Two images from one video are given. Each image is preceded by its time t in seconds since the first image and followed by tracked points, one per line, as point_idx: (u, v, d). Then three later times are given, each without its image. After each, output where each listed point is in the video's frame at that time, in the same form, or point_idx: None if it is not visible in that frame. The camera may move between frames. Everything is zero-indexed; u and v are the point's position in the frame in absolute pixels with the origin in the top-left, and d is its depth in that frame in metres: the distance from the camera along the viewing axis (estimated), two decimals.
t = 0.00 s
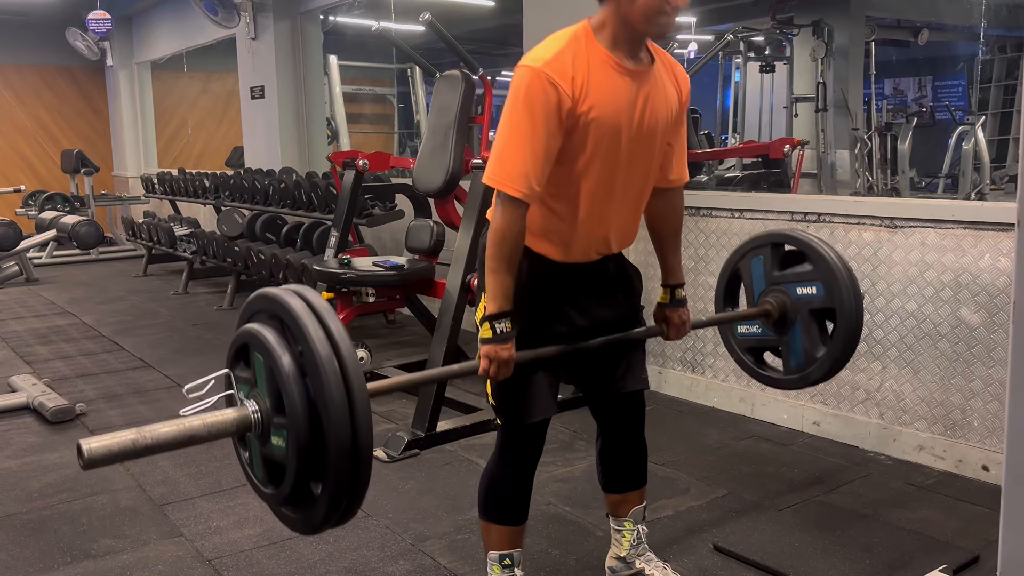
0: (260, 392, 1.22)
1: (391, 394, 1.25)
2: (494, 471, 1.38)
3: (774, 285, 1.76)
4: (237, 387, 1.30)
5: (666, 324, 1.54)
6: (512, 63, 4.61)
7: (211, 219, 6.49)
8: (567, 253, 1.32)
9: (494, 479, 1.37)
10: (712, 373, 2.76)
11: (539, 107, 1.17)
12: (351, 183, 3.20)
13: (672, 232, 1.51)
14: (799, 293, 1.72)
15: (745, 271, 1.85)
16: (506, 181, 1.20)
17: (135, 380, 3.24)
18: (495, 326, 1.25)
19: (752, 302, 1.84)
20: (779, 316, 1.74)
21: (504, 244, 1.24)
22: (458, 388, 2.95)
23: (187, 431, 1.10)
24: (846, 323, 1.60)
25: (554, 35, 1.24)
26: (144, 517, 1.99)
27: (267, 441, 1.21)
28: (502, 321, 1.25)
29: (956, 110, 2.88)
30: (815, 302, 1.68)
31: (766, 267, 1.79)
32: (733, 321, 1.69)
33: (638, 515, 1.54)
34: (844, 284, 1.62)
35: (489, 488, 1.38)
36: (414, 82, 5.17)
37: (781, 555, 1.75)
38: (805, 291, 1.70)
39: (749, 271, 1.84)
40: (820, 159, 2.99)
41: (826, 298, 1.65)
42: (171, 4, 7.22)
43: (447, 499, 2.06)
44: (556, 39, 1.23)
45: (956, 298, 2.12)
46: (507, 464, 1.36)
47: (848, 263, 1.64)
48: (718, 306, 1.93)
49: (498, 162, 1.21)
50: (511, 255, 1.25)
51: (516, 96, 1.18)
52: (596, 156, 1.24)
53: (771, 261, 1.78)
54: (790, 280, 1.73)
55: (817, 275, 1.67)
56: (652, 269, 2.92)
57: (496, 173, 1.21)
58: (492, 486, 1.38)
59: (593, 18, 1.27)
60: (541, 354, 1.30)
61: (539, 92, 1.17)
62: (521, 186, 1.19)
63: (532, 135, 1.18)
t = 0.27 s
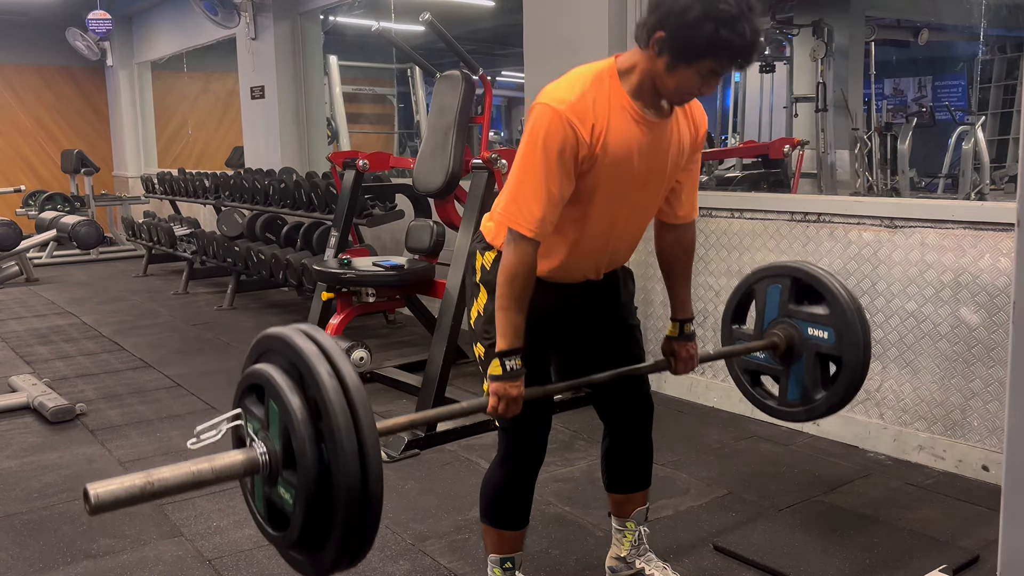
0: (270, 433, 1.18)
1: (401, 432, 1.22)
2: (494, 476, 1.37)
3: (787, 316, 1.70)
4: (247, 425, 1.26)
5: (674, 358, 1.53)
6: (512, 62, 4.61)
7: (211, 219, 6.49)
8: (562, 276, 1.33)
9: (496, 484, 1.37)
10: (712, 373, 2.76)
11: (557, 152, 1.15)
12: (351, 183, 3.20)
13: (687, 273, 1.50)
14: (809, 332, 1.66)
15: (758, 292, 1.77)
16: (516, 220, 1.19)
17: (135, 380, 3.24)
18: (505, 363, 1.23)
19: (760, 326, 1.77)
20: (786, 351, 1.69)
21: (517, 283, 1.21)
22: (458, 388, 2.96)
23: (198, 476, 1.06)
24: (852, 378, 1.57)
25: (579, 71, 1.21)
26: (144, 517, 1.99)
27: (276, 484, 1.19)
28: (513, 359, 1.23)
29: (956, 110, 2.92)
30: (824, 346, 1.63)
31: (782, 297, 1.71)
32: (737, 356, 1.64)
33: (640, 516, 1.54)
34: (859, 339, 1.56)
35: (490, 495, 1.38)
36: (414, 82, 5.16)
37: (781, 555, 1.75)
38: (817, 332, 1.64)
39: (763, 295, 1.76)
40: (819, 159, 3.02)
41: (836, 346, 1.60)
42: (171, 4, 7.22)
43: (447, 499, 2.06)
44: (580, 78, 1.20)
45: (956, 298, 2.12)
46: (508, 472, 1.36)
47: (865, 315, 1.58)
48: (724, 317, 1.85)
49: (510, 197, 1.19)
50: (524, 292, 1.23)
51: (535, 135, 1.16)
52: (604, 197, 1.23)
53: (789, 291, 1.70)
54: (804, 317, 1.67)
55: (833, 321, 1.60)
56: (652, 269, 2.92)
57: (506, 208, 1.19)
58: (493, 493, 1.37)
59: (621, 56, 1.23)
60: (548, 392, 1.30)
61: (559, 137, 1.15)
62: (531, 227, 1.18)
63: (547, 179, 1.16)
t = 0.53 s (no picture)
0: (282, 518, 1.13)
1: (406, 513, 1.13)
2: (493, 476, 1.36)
3: (797, 371, 1.61)
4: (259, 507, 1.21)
5: (682, 421, 1.47)
6: (512, 62, 4.61)
7: (211, 219, 6.49)
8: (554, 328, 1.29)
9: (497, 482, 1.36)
10: (712, 373, 2.76)
11: (568, 232, 1.08)
12: (351, 183, 3.20)
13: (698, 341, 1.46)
14: (818, 392, 1.57)
15: (770, 341, 1.68)
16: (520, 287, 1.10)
17: (135, 380, 3.24)
18: (515, 434, 1.17)
19: (768, 376, 1.68)
20: (792, 407, 1.60)
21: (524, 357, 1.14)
22: (458, 388, 2.96)
23: (207, 564, 1.00)
24: (855, 445, 1.48)
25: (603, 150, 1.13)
26: (144, 517, 1.99)
27: (292, 570, 1.13)
28: (522, 431, 1.17)
29: (956, 109, 2.96)
30: (832, 409, 1.54)
31: (794, 351, 1.62)
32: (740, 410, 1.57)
33: (641, 516, 1.54)
34: (868, 409, 1.47)
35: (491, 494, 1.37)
36: (414, 82, 5.15)
37: (781, 555, 1.75)
38: (825, 394, 1.55)
39: (775, 346, 1.67)
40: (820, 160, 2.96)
41: (843, 411, 1.51)
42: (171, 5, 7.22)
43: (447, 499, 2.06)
44: (604, 156, 1.12)
45: (956, 298, 2.12)
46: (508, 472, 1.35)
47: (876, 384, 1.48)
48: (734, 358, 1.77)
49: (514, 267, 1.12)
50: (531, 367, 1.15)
51: (550, 209, 1.08)
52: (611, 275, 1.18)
53: (802, 347, 1.60)
54: (816, 375, 1.57)
55: (843, 386, 1.51)
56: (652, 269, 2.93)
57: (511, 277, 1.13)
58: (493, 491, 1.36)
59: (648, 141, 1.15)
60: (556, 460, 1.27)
61: (576, 216, 1.08)
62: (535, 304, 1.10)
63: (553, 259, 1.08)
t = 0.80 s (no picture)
0: None
1: None
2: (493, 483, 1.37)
3: (807, 431, 1.76)
4: None
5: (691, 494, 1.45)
6: (512, 62, 4.62)
7: (211, 219, 6.49)
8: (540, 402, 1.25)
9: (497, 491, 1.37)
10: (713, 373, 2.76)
11: (569, 368, 1.03)
12: (351, 183, 3.20)
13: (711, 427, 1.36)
14: (829, 454, 1.72)
15: (784, 397, 1.83)
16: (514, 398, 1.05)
17: (135, 380, 3.24)
18: (516, 532, 1.13)
19: (780, 431, 1.83)
20: (803, 465, 1.74)
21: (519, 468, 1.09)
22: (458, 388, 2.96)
23: None
24: (863, 510, 1.66)
25: (625, 284, 1.07)
26: (144, 517, 1.99)
27: None
28: (524, 527, 1.13)
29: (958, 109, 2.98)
30: (841, 471, 1.70)
31: (807, 411, 1.77)
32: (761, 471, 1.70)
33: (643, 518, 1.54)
34: (879, 476, 1.63)
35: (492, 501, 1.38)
36: (414, 82, 5.16)
37: (781, 555, 1.75)
38: (836, 457, 1.71)
39: (789, 403, 1.81)
40: (820, 160, 3.03)
41: (853, 477, 1.67)
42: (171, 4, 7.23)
43: (447, 499, 2.06)
44: (622, 294, 1.06)
45: (956, 298, 2.12)
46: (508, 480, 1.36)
47: (887, 451, 1.64)
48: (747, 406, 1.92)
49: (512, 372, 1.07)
50: (528, 477, 1.11)
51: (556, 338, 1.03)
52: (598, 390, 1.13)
53: (816, 409, 1.75)
54: (826, 437, 1.72)
55: (855, 453, 1.67)
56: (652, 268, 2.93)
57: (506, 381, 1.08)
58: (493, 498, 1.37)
59: (670, 290, 1.09)
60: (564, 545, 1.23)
61: (581, 348, 1.02)
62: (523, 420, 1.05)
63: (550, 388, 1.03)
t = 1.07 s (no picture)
0: None
1: None
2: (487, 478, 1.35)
3: (822, 444, 1.74)
4: None
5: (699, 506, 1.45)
6: (512, 62, 4.61)
7: (211, 219, 6.49)
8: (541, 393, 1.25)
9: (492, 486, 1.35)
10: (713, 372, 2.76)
11: (560, 344, 1.03)
12: (351, 183, 3.20)
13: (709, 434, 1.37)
14: (840, 471, 1.71)
15: (804, 405, 1.80)
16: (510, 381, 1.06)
17: (135, 380, 3.24)
18: (521, 527, 1.12)
19: (795, 438, 1.81)
20: (813, 477, 1.75)
21: (522, 455, 1.10)
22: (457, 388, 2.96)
23: None
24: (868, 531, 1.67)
25: (610, 259, 1.07)
26: (144, 517, 1.99)
27: None
28: (528, 521, 1.12)
29: (956, 109, 3.00)
30: (851, 489, 1.70)
31: (826, 425, 1.74)
32: (771, 484, 1.69)
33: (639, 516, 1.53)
34: (888, 500, 1.63)
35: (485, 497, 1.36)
36: (414, 82, 5.16)
37: (780, 556, 1.75)
38: (847, 476, 1.70)
39: (808, 412, 1.78)
40: (820, 160, 3.02)
41: (863, 497, 1.68)
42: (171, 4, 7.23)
43: (447, 499, 2.06)
44: (607, 269, 1.06)
45: (956, 298, 2.12)
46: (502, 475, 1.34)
47: (900, 476, 1.63)
48: (762, 409, 1.89)
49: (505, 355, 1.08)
50: (531, 465, 1.11)
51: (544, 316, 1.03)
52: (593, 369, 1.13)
53: (833, 424, 1.73)
54: (840, 454, 1.71)
55: (867, 475, 1.66)
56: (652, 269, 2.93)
57: (502, 363, 1.09)
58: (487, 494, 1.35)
59: (656, 265, 1.09)
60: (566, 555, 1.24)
61: (567, 328, 1.03)
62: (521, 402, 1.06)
63: (544, 367, 1.04)
